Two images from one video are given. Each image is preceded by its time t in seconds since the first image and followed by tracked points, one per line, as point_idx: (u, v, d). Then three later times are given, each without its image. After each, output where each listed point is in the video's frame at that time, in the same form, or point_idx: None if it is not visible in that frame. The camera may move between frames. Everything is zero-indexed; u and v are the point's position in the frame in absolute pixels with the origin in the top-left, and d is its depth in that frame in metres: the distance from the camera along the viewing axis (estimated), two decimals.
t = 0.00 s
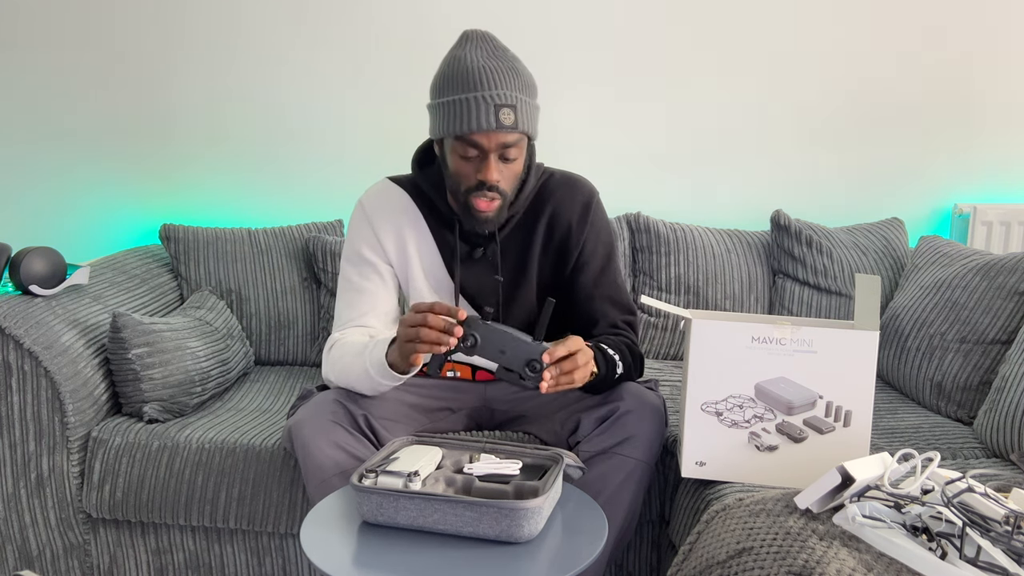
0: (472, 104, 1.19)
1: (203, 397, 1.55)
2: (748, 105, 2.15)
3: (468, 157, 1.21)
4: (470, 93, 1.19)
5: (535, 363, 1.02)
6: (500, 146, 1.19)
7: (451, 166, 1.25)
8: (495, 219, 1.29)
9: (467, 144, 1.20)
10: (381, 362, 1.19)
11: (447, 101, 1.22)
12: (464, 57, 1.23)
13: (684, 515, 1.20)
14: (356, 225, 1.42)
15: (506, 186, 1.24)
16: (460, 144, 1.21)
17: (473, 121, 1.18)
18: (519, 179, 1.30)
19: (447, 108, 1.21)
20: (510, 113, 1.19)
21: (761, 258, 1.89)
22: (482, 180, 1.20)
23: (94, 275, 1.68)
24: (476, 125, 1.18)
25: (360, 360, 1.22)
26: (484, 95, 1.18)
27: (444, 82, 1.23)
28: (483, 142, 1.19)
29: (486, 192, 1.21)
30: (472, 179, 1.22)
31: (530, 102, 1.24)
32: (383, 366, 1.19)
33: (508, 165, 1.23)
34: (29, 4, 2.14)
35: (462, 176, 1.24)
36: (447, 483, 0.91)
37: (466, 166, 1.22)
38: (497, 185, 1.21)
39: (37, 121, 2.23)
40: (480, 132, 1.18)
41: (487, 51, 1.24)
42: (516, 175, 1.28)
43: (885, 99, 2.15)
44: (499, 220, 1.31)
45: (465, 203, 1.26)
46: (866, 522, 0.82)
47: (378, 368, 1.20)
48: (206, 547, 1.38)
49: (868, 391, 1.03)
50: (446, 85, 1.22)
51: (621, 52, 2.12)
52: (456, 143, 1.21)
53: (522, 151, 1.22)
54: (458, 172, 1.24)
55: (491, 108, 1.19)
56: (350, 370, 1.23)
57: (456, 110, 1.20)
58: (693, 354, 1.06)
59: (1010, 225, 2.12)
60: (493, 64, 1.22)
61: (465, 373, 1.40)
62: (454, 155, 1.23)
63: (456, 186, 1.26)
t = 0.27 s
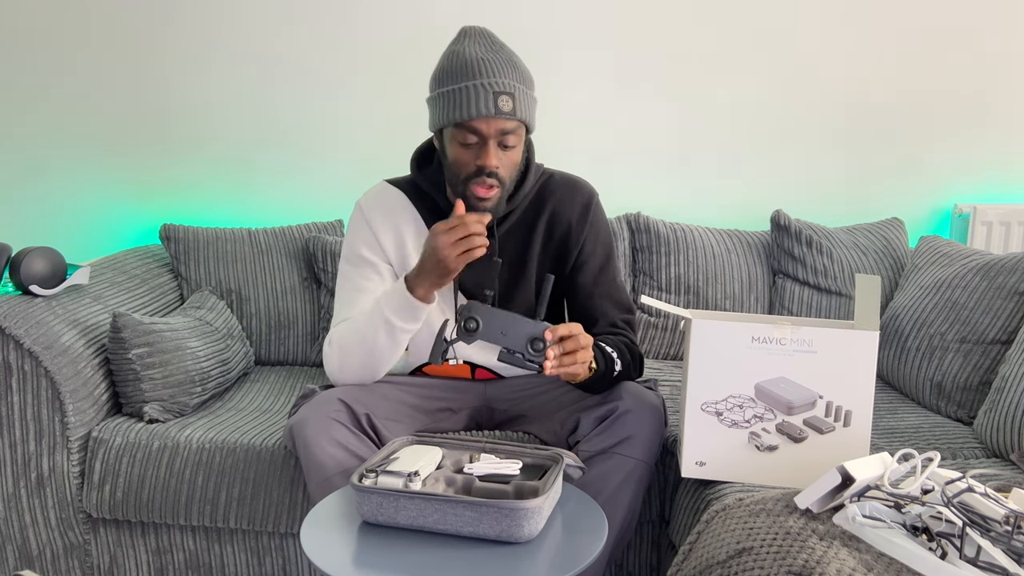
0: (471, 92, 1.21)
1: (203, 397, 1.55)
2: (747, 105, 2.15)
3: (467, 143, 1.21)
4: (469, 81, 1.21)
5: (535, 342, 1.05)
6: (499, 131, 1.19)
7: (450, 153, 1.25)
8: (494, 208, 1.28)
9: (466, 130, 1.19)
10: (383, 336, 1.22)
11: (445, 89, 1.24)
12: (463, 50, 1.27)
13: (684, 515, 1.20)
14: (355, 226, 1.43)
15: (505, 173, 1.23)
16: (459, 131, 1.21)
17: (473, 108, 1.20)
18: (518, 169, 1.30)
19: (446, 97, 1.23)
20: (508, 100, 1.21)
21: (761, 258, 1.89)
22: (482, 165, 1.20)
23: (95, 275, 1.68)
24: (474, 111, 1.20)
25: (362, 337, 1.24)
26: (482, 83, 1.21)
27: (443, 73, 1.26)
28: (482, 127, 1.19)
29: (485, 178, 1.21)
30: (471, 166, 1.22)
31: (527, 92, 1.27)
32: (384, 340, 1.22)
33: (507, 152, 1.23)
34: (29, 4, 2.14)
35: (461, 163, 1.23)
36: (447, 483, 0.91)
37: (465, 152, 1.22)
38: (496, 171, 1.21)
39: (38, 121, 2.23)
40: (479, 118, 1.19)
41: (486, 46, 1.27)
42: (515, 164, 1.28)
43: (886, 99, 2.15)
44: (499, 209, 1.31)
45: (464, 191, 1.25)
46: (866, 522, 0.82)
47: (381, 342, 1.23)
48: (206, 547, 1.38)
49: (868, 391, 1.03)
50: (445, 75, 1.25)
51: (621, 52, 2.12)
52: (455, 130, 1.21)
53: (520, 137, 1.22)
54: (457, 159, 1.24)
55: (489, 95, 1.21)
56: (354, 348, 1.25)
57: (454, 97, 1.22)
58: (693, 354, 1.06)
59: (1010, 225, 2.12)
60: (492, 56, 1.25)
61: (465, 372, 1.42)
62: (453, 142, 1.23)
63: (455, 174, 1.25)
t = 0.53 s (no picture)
0: (475, 85, 1.21)
1: (204, 397, 1.55)
2: (747, 105, 2.15)
3: (472, 136, 1.22)
4: (473, 74, 1.22)
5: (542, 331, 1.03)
6: (503, 124, 1.20)
7: (454, 147, 1.26)
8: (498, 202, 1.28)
9: (471, 122, 1.21)
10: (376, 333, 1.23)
11: (449, 84, 1.24)
12: (466, 46, 1.27)
13: (684, 515, 1.20)
14: (357, 226, 1.42)
15: (510, 165, 1.24)
16: (464, 124, 1.22)
17: (477, 100, 1.20)
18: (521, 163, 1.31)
19: (451, 91, 1.23)
20: (512, 93, 1.22)
21: (761, 258, 1.89)
22: (487, 157, 1.21)
23: (95, 275, 1.68)
24: (479, 104, 1.20)
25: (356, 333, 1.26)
26: (486, 76, 1.21)
27: (446, 69, 1.27)
28: (486, 120, 1.20)
29: (490, 169, 1.22)
30: (476, 158, 1.23)
31: (530, 87, 1.27)
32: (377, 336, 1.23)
33: (511, 144, 1.24)
34: (29, 5, 2.15)
35: (466, 156, 1.24)
36: (447, 483, 0.91)
37: (470, 145, 1.23)
38: (501, 163, 1.22)
39: (38, 121, 2.23)
40: (483, 110, 1.20)
41: (489, 42, 1.28)
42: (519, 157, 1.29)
43: (885, 99, 2.15)
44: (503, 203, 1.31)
45: (469, 184, 1.25)
46: (866, 522, 0.82)
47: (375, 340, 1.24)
48: (206, 546, 1.38)
49: (868, 391, 1.03)
50: (449, 70, 1.25)
51: (621, 52, 2.12)
52: (460, 123, 1.22)
53: (524, 130, 1.23)
54: (462, 152, 1.24)
55: (493, 88, 1.21)
56: (348, 341, 1.27)
57: (459, 91, 1.22)
58: (693, 354, 1.06)
59: (1010, 225, 2.12)
60: (495, 51, 1.25)
61: (465, 372, 1.42)
62: (458, 135, 1.24)
63: (460, 166, 1.26)
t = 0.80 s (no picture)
0: (483, 84, 1.21)
1: (204, 397, 1.55)
2: (747, 105, 2.15)
3: (479, 134, 1.23)
4: (481, 73, 1.22)
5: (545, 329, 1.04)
6: (511, 123, 1.22)
7: (461, 145, 1.27)
8: (504, 199, 1.30)
9: (478, 121, 1.22)
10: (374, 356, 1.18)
11: (457, 82, 1.24)
12: (473, 45, 1.27)
13: (684, 515, 1.20)
14: (359, 225, 1.43)
15: (516, 164, 1.26)
16: (471, 122, 1.23)
17: (486, 98, 1.20)
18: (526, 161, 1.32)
19: (458, 89, 1.23)
20: (519, 91, 1.22)
21: (761, 258, 1.89)
22: (495, 155, 1.22)
23: (95, 275, 1.68)
24: (487, 102, 1.20)
25: (355, 353, 1.22)
26: (494, 75, 1.21)
27: (454, 66, 1.26)
28: (493, 118, 1.21)
29: (497, 168, 1.23)
30: (483, 156, 1.24)
31: (538, 85, 1.28)
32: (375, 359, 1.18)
33: (518, 143, 1.25)
34: (29, 5, 2.15)
35: (473, 154, 1.25)
36: (447, 483, 0.91)
37: (477, 143, 1.24)
38: (507, 161, 1.23)
39: (38, 121, 2.23)
40: (490, 109, 1.21)
41: (496, 41, 1.28)
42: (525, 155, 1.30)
43: (885, 99, 2.15)
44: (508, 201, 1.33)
45: (476, 182, 1.27)
46: (866, 522, 0.82)
47: (373, 363, 1.19)
48: (206, 546, 1.38)
49: (868, 391, 1.03)
50: (456, 68, 1.25)
51: (621, 53, 2.12)
52: (467, 121, 1.23)
53: (530, 128, 1.25)
54: (469, 150, 1.26)
55: (502, 87, 1.21)
56: (347, 363, 1.23)
57: (467, 89, 1.22)
58: (694, 354, 1.06)
59: (1010, 225, 2.12)
60: (502, 49, 1.26)
61: (465, 372, 1.42)
62: (465, 133, 1.25)
63: (467, 164, 1.27)
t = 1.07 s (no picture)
0: (492, 89, 1.21)
1: (204, 397, 1.55)
2: (747, 105, 2.15)
3: (487, 141, 1.23)
4: (490, 78, 1.21)
5: (547, 330, 1.02)
6: (519, 131, 1.21)
7: (468, 149, 1.27)
8: (509, 203, 1.30)
9: (486, 127, 1.21)
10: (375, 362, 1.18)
11: (466, 86, 1.24)
12: (482, 48, 1.26)
13: (684, 515, 1.20)
14: (362, 224, 1.43)
15: (523, 171, 1.26)
16: (479, 128, 1.22)
17: (494, 105, 1.20)
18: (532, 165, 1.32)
19: (467, 93, 1.23)
20: (529, 98, 1.22)
21: (761, 258, 1.89)
22: (501, 163, 1.22)
23: (95, 275, 1.68)
24: (496, 109, 1.20)
25: (356, 358, 1.22)
26: (504, 81, 1.21)
27: (462, 69, 1.26)
28: (502, 125, 1.21)
29: (504, 176, 1.23)
30: (490, 163, 1.24)
31: (546, 91, 1.28)
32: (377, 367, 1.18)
33: (526, 150, 1.25)
34: (29, 5, 2.15)
35: (480, 159, 1.25)
36: (447, 483, 0.91)
37: (484, 149, 1.24)
38: (515, 169, 1.23)
39: (38, 121, 2.23)
40: (500, 115, 1.20)
41: (505, 44, 1.27)
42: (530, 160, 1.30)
43: (885, 99, 2.15)
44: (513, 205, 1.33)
45: (482, 188, 1.27)
46: (866, 522, 0.82)
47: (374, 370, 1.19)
48: (206, 546, 1.38)
49: (868, 391, 1.03)
50: (464, 71, 1.25)
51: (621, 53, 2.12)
52: (475, 126, 1.23)
53: (538, 136, 1.24)
54: (476, 155, 1.25)
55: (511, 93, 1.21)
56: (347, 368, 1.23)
57: (476, 94, 1.22)
58: (694, 354, 1.06)
59: (1010, 225, 2.12)
60: (512, 54, 1.25)
61: (465, 372, 1.42)
62: (472, 138, 1.24)
63: (473, 169, 1.27)
